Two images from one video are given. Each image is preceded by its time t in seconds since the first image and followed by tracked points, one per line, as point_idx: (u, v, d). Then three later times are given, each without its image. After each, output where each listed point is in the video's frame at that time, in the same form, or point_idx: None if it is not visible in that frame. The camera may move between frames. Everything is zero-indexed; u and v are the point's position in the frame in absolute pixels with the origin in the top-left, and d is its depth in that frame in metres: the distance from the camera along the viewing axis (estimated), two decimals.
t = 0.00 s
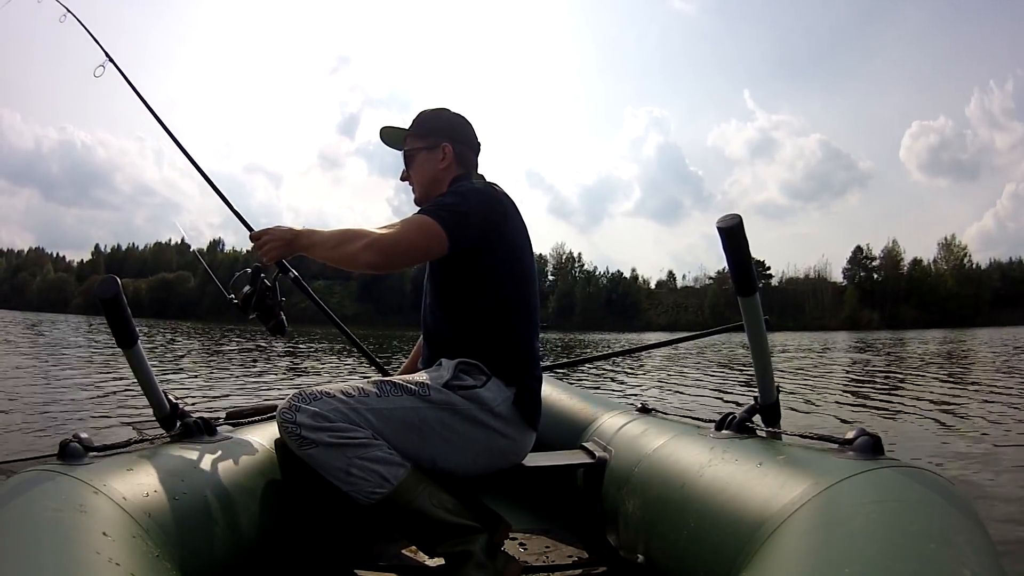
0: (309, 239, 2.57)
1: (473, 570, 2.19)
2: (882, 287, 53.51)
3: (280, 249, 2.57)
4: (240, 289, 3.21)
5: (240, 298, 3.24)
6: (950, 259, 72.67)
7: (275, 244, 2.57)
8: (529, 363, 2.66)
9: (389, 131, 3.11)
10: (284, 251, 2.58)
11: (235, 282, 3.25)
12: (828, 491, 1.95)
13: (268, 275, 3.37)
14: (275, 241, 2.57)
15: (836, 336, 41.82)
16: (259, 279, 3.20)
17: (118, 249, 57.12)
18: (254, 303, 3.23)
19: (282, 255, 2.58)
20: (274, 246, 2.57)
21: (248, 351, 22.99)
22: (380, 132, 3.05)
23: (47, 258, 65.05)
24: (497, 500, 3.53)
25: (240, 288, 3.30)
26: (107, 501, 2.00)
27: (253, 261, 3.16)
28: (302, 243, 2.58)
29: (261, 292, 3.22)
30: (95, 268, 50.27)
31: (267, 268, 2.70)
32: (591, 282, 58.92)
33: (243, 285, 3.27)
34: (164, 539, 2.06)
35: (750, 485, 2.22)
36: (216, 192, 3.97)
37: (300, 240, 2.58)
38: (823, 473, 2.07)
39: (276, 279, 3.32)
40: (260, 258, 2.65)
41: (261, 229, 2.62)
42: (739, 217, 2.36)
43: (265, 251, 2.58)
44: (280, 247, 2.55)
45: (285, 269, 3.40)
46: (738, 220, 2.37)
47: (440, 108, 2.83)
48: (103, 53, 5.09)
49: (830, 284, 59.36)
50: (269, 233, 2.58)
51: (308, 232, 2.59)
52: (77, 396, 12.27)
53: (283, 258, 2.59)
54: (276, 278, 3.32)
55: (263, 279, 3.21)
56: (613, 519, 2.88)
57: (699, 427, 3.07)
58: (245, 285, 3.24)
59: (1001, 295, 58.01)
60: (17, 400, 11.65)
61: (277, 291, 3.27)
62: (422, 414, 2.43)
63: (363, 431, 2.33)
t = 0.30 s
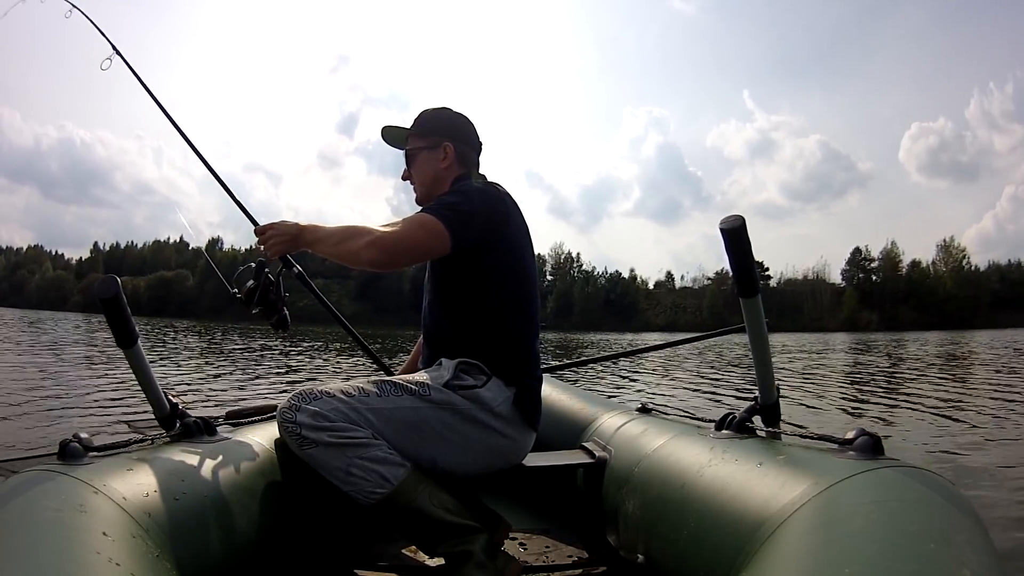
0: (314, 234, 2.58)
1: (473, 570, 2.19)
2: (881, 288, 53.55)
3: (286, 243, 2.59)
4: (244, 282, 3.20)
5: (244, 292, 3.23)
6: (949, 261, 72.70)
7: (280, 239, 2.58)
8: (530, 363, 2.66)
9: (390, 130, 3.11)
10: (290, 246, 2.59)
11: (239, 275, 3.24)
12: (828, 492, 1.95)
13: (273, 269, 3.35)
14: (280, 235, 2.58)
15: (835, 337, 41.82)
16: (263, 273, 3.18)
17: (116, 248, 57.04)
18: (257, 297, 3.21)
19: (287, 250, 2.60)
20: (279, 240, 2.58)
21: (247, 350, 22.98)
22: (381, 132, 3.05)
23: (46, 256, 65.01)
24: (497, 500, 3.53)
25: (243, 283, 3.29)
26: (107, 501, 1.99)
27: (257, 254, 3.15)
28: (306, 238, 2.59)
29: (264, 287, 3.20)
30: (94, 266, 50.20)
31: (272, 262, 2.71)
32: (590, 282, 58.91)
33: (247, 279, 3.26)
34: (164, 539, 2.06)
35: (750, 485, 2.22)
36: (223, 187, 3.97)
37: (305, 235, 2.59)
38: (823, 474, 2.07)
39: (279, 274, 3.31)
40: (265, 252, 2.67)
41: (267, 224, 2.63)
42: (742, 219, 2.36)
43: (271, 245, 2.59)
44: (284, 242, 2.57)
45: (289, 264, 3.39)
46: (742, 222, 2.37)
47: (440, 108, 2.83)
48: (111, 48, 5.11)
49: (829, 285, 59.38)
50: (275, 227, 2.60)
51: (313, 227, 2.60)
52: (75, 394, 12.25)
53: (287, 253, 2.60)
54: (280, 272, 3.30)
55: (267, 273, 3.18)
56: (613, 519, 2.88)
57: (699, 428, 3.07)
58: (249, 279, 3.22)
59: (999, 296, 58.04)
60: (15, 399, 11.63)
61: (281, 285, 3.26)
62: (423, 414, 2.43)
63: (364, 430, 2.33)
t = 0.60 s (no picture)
0: (311, 237, 2.58)
1: (473, 570, 2.19)
2: (877, 291, 53.67)
3: (282, 247, 2.59)
4: (240, 286, 3.22)
5: (240, 295, 3.24)
6: (945, 263, 72.88)
7: (277, 242, 2.59)
8: (530, 364, 2.66)
9: (387, 130, 3.11)
10: (286, 249, 2.59)
11: (235, 280, 3.25)
12: (828, 492, 1.95)
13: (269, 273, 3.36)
14: (276, 239, 2.59)
15: (831, 339, 41.87)
16: (260, 276, 3.20)
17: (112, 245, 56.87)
18: (255, 302, 3.22)
19: (283, 253, 2.60)
20: (275, 244, 2.59)
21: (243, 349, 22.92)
22: (378, 132, 3.04)
23: (43, 252, 64.86)
24: (497, 500, 3.53)
25: (239, 286, 3.30)
26: (107, 501, 1.99)
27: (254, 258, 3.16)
28: (303, 241, 2.59)
29: (261, 290, 3.21)
30: (90, 263, 50.04)
31: (268, 264, 2.71)
32: (586, 283, 58.93)
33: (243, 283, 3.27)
34: (163, 538, 2.05)
35: (750, 486, 2.23)
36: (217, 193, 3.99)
37: (302, 238, 2.60)
38: (822, 474, 2.07)
39: (276, 278, 3.32)
40: (261, 256, 2.67)
41: (262, 227, 2.63)
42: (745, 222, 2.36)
43: (267, 249, 2.60)
44: (281, 246, 2.57)
45: (286, 267, 3.40)
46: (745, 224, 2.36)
47: (437, 108, 2.83)
48: (102, 53, 5.12)
49: (825, 287, 59.49)
50: (271, 230, 2.60)
51: (309, 229, 2.60)
52: (71, 392, 12.21)
53: (283, 257, 2.61)
54: (277, 276, 3.32)
55: (263, 277, 3.21)
56: (613, 519, 2.88)
57: (699, 428, 3.07)
58: (245, 282, 3.24)
59: (995, 300, 58.23)
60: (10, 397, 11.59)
61: (278, 289, 3.27)
62: (423, 413, 2.43)
63: (364, 430, 2.33)
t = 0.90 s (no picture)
0: (304, 244, 2.58)
1: (473, 570, 2.19)
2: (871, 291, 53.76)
3: (275, 254, 2.59)
4: (235, 295, 3.21)
5: (235, 304, 3.23)
6: (940, 264, 73.07)
7: (270, 249, 2.59)
8: (529, 364, 2.66)
9: (384, 130, 3.11)
10: (279, 256, 2.59)
11: (230, 288, 3.24)
12: (828, 493, 1.95)
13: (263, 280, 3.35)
14: (269, 247, 2.59)
15: (826, 339, 41.94)
16: (254, 284, 3.19)
17: (107, 246, 56.69)
18: (250, 309, 3.21)
19: (277, 260, 2.59)
20: (268, 251, 2.59)
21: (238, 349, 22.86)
22: (374, 132, 3.04)
23: (37, 252, 64.62)
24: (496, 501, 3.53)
25: (234, 295, 3.28)
26: (107, 501, 1.98)
27: (248, 266, 3.15)
28: (297, 248, 2.60)
29: (256, 298, 3.20)
30: (84, 263, 49.90)
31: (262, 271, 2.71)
32: (582, 283, 58.94)
33: (237, 292, 3.25)
34: (163, 539, 2.05)
35: (750, 486, 2.23)
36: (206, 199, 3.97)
37: (295, 244, 2.60)
38: (823, 474, 2.07)
39: (271, 284, 3.31)
40: (255, 263, 2.67)
41: (255, 236, 2.63)
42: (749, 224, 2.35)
43: (260, 257, 2.60)
44: (273, 253, 2.57)
45: (280, 274, 3.39)
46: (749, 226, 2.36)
47: (434, 107, 2.83)
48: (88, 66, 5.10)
49: (820, 287, 59.59)
50: (264, 237, 2.60)
51: (303, 236, 2.61)
52: (65, 393, 12.15)
53: (277, 263, 2.61)
54: (271, 283, 3.30)
55: (258, 284, 3.19)
56: (613, 519, 2.88)
57: (698, 427, 3.08)
58: (239, 291, 3.22)
59: (989, 300, 58.43)
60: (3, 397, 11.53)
61: (273, 296, 3.26)
62: (422, 414, 2.42)
63: (363, 430, 2.33)
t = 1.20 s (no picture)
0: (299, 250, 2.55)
1: (473, 570, 2.19)
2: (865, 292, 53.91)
3: (269, 262, 2.54)
4: (231, 304, 3.19)
5: (231, 312, 3.21)
6: (933, 265, 73.36)
7: (262, 257, 2.54)
8: (528, 363, 2.66)
9: (383, 130, 3.10)
10: (272, 263, 2.55)
11: (225, 298, 3.22)
12: (827, 493, 1.96)
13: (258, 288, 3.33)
14: (260, 254, 2.54)
15: (819, 340, 42.05)
16: (249, 293, 3.17)
17: (101, 245, 56.55)
18: (246, 318, 3.19)
19: (270, 267, 2.55)
20: (259, 259, 2.54)
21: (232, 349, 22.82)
22: (374, 132, 3.04)
23: (31, 250, 64.43)
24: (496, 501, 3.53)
25: (229, 304, 3.27)
26: (107, 501, 1.98)
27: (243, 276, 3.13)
28: (289, 255, 2.56)
29: (252, 306, 3.19)
30: (78, 262, 49.77)
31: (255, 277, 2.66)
32: (576, 284, 59.00)
33: (232, 301, 3.24)
34: (163, 539, 2.04)
35: (750, 486, 2.23)
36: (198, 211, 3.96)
37: (288, 250, 2.56)
38: (822, 474, 2.08)
39: (265, 292, 3.29)
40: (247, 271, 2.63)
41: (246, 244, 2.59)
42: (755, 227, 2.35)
43: (251, 265, 2.56)
44: (266, 261, 2.53)
45: (275, 281, 3.37)
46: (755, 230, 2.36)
47: (434, 107, 2.83)
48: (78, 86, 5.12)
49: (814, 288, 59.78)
50: (256, 246, 2.55)
51: (295, 241, 2.58)
52: (58, 392, 12.11)
53: (271, 271, 2.57)
54: (266, 291, 3.29)
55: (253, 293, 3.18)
56: (613, 519, 2.89)
57: (698, 427, 3.08)
58: (234, 299, 3.21)
59: (982, 301, 58.67)
60: None
61: (268, 304, 3.24)
62: (422, 414, 2.42)
63: (363, 431, 2.33)
